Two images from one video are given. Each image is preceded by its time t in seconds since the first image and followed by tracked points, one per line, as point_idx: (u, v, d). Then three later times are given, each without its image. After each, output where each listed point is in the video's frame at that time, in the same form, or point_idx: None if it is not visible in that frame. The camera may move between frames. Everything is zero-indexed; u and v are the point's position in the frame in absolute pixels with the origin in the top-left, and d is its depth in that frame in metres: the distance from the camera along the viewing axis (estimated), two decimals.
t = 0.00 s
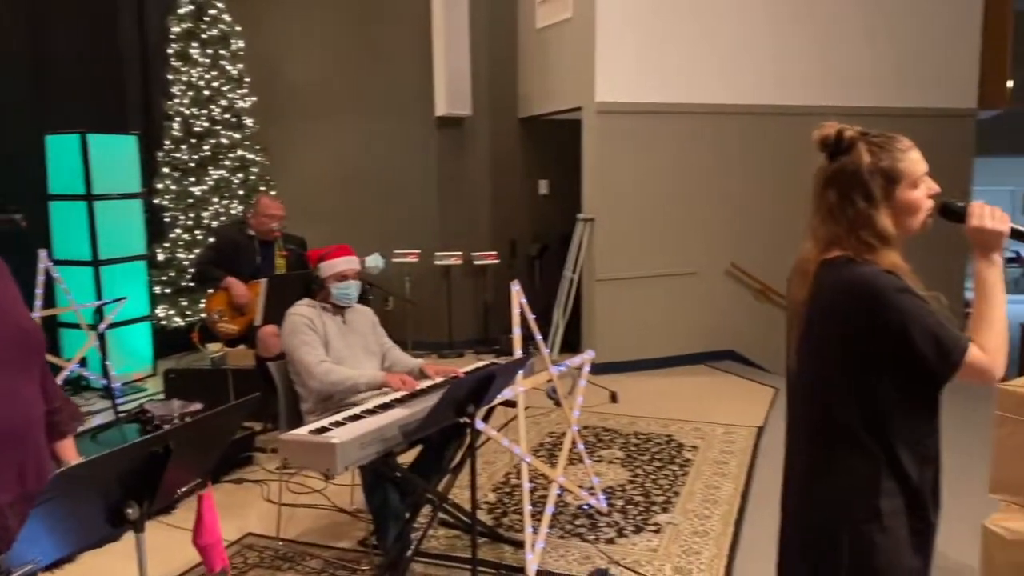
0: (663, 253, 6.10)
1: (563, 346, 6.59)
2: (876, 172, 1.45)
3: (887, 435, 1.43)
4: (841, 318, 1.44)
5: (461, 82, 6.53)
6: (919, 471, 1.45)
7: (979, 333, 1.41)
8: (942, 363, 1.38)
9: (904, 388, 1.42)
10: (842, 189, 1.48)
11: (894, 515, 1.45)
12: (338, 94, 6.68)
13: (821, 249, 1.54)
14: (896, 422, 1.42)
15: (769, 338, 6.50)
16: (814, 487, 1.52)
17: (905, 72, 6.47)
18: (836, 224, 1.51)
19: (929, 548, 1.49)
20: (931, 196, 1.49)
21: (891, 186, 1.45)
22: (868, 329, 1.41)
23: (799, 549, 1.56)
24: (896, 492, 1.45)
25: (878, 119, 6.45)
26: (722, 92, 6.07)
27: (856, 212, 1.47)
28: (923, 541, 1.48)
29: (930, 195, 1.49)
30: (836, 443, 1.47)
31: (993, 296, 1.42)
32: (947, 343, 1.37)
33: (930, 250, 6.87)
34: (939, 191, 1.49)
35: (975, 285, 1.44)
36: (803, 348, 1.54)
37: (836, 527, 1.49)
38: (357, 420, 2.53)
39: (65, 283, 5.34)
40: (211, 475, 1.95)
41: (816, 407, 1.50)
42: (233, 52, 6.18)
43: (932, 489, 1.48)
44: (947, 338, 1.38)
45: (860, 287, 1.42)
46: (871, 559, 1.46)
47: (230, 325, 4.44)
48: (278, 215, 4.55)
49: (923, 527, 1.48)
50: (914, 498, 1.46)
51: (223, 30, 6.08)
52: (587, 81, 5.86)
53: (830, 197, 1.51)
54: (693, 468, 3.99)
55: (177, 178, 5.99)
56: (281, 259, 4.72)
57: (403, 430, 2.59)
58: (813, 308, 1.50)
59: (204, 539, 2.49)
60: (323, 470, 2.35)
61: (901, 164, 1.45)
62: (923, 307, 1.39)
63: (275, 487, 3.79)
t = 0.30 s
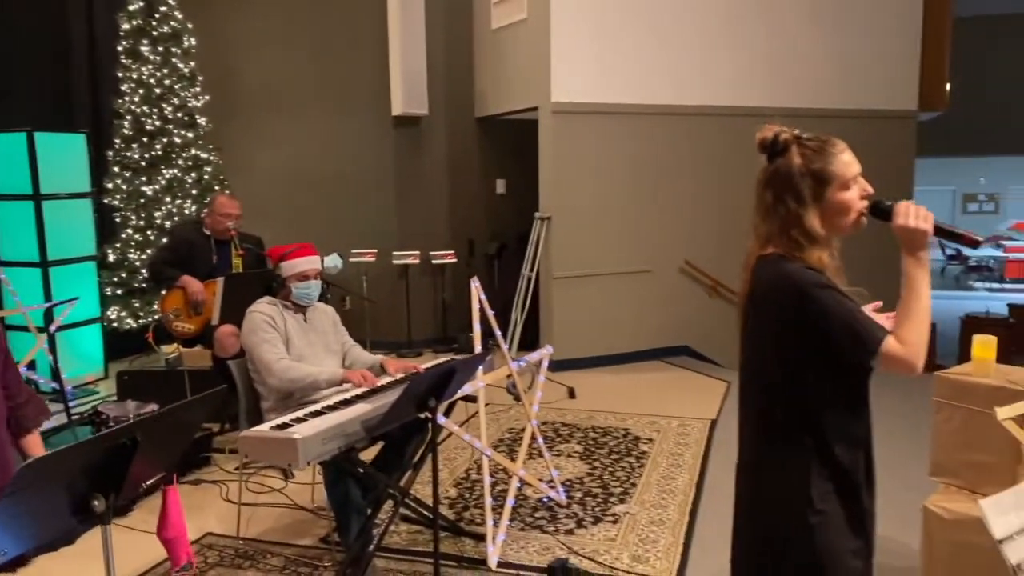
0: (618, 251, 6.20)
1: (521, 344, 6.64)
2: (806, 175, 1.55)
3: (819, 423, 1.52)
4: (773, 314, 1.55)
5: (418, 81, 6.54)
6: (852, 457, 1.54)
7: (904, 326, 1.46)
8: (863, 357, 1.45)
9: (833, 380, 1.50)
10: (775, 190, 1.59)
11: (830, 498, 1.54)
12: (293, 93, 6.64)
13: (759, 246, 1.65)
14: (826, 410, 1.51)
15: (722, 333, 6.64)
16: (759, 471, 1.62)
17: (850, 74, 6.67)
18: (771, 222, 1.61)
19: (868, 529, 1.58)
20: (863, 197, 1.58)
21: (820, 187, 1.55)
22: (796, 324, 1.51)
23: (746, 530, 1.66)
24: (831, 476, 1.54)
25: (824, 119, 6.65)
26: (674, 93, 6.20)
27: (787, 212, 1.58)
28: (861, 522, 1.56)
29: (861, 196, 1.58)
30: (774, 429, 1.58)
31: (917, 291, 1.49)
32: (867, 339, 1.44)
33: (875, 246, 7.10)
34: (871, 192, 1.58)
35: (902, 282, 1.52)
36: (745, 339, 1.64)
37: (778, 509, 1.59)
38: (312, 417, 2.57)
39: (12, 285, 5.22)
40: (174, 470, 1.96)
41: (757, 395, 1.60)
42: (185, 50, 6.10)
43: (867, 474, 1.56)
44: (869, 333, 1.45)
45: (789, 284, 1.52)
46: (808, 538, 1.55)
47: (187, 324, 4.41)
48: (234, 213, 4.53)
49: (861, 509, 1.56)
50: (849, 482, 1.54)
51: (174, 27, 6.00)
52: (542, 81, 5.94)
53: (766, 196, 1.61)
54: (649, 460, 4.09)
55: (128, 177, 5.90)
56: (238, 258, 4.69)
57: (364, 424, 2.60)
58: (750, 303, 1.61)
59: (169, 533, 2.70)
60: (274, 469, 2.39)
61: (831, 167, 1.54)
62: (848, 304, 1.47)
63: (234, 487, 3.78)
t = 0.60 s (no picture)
0: (589, 249, 6.27)
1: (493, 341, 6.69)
2: (753, 165, 1.66)
3: (758, 409, 1.62)
4: (716, 300, 1.65)
5: (389, 81, 6.56)
6: (788, 438, 1.63)
7: (837, 315, 1.53)
8: (794, 341, 1.53)
9: (771, 367, 1.61)
10: (725, 178, 1.71)
11: (770, 480, 1.64)
12: (263, 90, 6.60)
13: (711, 235, 1.76)
14: (764, 396, 1.61)
15: (690, 329, 6.74)
16: (706, 456, 1.72)
17: (814, 74, 6.80)
18: (721, 210, 1.73)
19: (807, 511, 1.67)
20: (809, 190, 1.67)
21: (764, 177, 1.66)
22: (737, 311, 1.61)
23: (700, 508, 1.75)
24: (769, 460, 1.63)
25: (790, 119, 6.77)
26: (643, 93, 6.28)
27: (735, 198, 1.69)
28: (801, 504, 1.66)
29: (808, 188, 1.67)
30: (717, 415, 1.67)
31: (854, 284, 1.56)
32: (799, 327, 1.52)
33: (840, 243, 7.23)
34: (817, 185, 1.67)
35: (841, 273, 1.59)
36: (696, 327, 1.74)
37: (722, 491, 1.68)
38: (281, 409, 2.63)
39: None
40: (145, 459, 2.01)
41: (703, 384, 1.71)
42: (154, 48, 6.05)
43: (803, 455, 1.66)
44: (801, 321, 1.52)
45: (730, 270, 1.62)
46: (749, 518, 1.64)
47: (156, 322, 4.39)
48: (204, 212, 4.51)
49: (799, 492, 1.65)
50: (788, 466, 1.64)
51: (143, 24, 5.95)
52: (513, 80, 5.98)
53: (716, 184, 1.74)
54: (619, 453, 4.15)
55: (96, 176, 5.85)
56: (208, 256, 4.68)
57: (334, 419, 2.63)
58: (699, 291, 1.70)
59: (140, 523, 2.66)
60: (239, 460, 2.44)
61: (776, 158, 1.65)
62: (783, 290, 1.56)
63: (205, 484, 3.78)
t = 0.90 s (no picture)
0: (566, 244, 6.32)
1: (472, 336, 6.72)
2: (714, 153, 1.73)
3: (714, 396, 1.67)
4: (675, 286, 1.70)
5: (368, 76, 6.57)
6: (742, 422, 1.69)
7: (788, 297, 1.59)
8: (746, 322, 1.59)
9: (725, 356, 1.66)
10: (687, 166, 1.78)
11: (727, 463, 1.69)
12: (241, 86, 6.59)
13: (674, 223, 1.81)
14: (720, 383, 1.67)
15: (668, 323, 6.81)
16: (664, 440, 1.77)
17: (790, 71, 6.87)
18: (683, 197, 1.79)
19: (761, 492, 1.73)
20: (769, 179, 1.74)
21: (725, 165, 1.73)
22: (695, 294, 1.66)
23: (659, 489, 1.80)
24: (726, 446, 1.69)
25: (767, 115, 6.85)
26: (620, 89, 6.34)
27: (696, 185, 1.75)
28: (756, 485, 1.72)
29: (768, 177, 1.74)
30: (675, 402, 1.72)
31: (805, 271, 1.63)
32: (752, 309, 1.58)
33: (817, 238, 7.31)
34: (776, 175, 1.74)
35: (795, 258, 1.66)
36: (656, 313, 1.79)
37: (679, 476, 1.74)
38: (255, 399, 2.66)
39: None
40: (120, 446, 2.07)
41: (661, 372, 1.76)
42: (130, 42, 6.00)
43: (757, 438, 1.72)
44: (753, 303, 1.58)
45: (687, 254, 1.67)
46: (706, 502, 1.70)
47: (133, 317, 4.39)
48: (181, 206, 4.52)
49: (754, 474, 1.72)
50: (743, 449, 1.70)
51: (119, 19, 5.90)
52: (491, 76, 6.03)
53: (680, 172, 1.80)
54: (594, 444, 4.20)
55: (72, 171, 5.83)
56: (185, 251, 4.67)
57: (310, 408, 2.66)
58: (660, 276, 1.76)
59: (112, 509, 2.61)
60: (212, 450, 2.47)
61: (737, 147, 1.72)
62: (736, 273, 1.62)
63: (182, 478, 3.79)
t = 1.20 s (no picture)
0: (551, 236, 6.38)
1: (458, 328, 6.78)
2: (681, 140, 1.79)
3: (683, 376, 1.75)
4: (645, 268, 1.76)
5: (354, 69, 6.61)
6: (710, 399, 1.77)
7: (755, 277, 1.65)
8: (717, 301, 1.66)
9: (694, 337, 1.74)
10: (655, 154, 1.84)
11: (693, 442, 1.77)
12: (227, 78, 6.62)
13: (643, 210, 1.87)
14: (689, 364, 1.74)
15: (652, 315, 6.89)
16: (632, 417, 1.84)
17: (773, 65, 6.94)
18: (651, 184, 1.85)
19: (725, 470, 1.81)
20: (731, 166, 1.82)
21: (691, 152, 1.79)
22: (663, 272, 1.73)
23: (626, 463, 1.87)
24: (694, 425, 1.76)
25: (751, 108, 6.90)
26: (604, 82, 6.39)
27: (663, 170, 1.82)
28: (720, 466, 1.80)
29: (730, 164, 1.82)
30: (644, 381, 1.79)
31: (771, 252, 1.70)
32: (722, 288, 1.65)
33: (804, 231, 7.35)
34: (739, 162, 1.82)
35: (760, 242, 1.72)
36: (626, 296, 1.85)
37: (644, 452, 1.81)
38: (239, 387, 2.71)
39: None
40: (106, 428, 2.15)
41: (631, 351, 1.82)
42: (115, 35, 6.02)
43: (725, 416, 1.80)
44: (721, 283, 1.65)
45: (659, 235, 1.73)
46: (673, 475, 1.78)
47: (119, 308, 4.46)
48: (166, 199, 4.54)
49: (718, 453, 1.79)
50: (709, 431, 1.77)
51: (104, 11, 5.92)
52: (476, 69, 6.07)
53: (648, 160, 1.86)
54: (576, 433, 4.28)
55: (58, 164, 5.84)
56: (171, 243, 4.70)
57: (290, 394, 2.71)
58: (630, 260, 1.82)
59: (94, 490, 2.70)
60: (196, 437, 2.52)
61: (701, 134, 1.78)
62: (704, 254, 1.69)
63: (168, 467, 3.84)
